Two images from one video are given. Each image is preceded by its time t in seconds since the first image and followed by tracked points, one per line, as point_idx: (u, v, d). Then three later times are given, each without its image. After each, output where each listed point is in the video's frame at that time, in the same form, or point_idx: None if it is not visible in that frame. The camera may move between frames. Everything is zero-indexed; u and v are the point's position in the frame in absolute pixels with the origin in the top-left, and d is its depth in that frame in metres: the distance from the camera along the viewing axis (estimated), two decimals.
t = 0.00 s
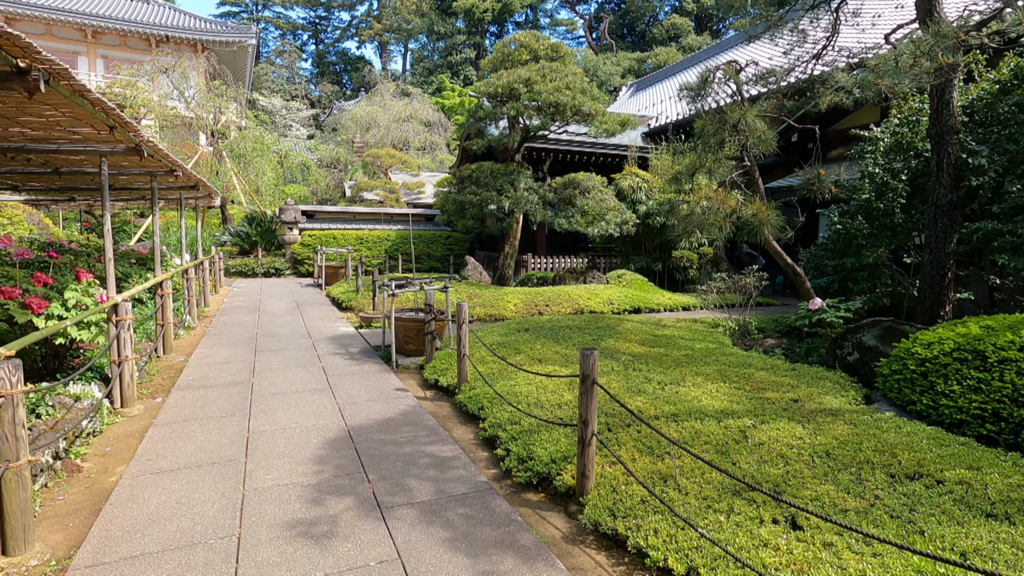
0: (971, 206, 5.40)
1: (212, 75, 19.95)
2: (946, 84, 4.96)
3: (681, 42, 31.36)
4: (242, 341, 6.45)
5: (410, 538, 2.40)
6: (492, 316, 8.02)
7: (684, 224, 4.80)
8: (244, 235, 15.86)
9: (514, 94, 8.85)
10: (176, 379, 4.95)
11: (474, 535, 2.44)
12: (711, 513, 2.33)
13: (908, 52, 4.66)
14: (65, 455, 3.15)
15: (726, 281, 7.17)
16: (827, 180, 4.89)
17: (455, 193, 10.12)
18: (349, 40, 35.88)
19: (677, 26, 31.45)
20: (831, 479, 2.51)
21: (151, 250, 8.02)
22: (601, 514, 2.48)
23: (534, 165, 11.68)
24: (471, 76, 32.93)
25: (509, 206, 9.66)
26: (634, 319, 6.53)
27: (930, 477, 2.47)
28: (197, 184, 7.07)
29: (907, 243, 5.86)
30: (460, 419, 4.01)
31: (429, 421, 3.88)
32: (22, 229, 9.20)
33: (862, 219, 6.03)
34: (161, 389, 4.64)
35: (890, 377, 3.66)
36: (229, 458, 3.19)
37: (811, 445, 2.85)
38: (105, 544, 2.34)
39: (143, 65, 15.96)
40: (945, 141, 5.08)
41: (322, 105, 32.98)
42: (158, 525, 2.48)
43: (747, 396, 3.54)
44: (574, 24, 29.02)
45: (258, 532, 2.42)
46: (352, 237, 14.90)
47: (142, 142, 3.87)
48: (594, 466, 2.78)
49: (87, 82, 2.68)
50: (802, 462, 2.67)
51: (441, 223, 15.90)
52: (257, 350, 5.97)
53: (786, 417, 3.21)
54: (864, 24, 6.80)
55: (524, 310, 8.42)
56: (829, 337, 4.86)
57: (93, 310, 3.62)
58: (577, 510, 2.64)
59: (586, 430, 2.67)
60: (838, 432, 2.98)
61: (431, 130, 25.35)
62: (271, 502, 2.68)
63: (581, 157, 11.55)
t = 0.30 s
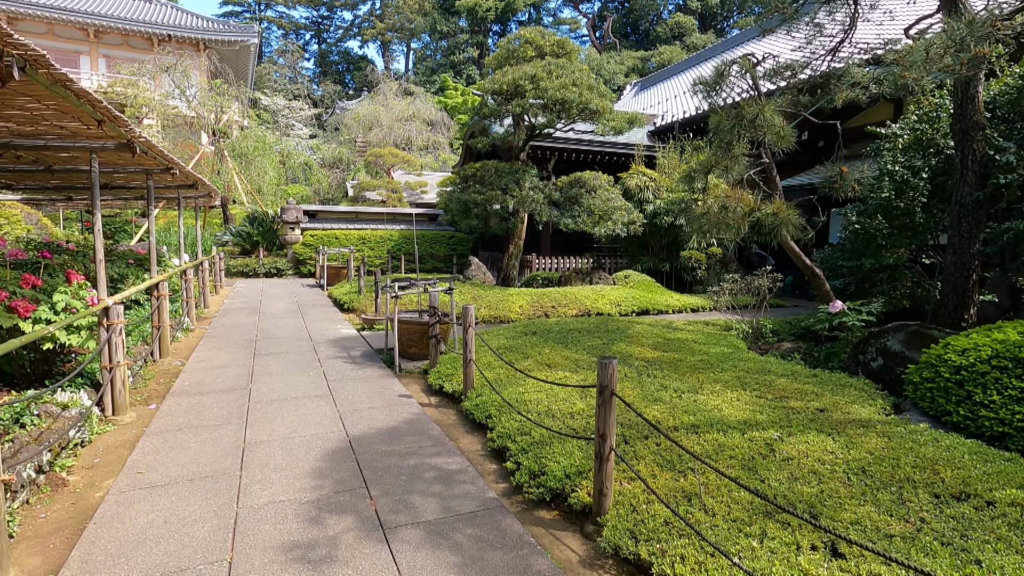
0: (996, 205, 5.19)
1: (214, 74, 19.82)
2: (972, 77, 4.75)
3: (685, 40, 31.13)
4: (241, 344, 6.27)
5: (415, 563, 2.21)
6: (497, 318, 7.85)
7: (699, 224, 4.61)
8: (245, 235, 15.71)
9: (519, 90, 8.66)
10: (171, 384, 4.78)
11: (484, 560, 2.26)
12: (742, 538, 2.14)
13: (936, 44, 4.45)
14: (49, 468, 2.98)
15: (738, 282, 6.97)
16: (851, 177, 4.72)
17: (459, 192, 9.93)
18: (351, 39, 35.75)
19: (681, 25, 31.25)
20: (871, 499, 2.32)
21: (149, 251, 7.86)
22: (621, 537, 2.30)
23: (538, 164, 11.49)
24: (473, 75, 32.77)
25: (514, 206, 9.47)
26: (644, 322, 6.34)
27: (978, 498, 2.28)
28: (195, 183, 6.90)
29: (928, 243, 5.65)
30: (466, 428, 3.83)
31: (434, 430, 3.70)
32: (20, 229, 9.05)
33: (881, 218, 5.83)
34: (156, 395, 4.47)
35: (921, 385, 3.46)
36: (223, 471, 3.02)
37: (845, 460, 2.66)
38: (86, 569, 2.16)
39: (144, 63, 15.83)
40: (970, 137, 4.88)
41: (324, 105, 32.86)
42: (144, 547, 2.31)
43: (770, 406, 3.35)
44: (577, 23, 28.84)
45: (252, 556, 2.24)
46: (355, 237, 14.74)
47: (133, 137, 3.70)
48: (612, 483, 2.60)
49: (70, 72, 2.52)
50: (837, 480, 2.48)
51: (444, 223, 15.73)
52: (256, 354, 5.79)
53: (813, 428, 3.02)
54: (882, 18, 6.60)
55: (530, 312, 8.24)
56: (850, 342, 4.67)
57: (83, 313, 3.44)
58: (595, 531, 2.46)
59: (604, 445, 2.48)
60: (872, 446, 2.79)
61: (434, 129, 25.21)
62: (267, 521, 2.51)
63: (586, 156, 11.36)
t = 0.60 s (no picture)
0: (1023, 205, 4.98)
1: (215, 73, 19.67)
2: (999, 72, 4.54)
3: (688, 39, 30.89)
4: (238, 349, 6.08)
5: None
6: (501, 322, 7.66)
7: (715, 225, 4.40)
8: (245, 235, 15.52)
9: (524, 88, 8.46)
10: (163, 392, 4.59)
11: None
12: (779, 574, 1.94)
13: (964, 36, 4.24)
14: (27, 487, 2.79)
15: (750, 285, 6.76)
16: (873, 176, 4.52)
17: (463, 192, 9.73)
18: (353, 39, 35.59)
19: (684, 23, 31.00)
20: (917, 529, 2.11)
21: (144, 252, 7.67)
22: (643, 569, 2.10)
23: (542, 163, 11.29)
24: (475, 75, 32.61)
25: (518, 206, 9.27)
26: (653, 326, 6.13)
27: None
28: (191, 183, 6.71)
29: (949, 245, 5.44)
30: (471, 441, 3.64)
31: (437, 444, 3.50)
32: (14, 230, 8.87)
33: (901, 219, 5.61)
34: (147, 404, 4.28)
35: (956, 398, 3.26)
36: (212, 490, 2.82)
37: (883, 483, 2.45)
38: None
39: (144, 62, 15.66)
40: (996, 135, 4.66)
41: (326, 104, 32.71)
42: None
43: (795, 421, 3.14)
44: (580, 22, 28.62)
45: None
46: (356, 237, 14.54)
47: (121, 134, 3.52)
48: (630, 508, 2.39)
49: (43, 61, 2.34)
50: (878, 507, 2.27)
51: (446, 223, 15.54)
52: (252, 360, 5.60)
53: (844, 446, 2.81)
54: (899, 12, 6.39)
55: (535, 315, 8.03)
56: (872, 349, 4.46)
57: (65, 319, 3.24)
58: (613, 562, 2.26)
59: (623, 467, 2.28)
60: (910, 466, 2.58)
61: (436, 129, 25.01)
62: (256, 550, 2.31)
63: (591, 155, 11.16)
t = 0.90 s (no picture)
0: None
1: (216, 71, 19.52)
2: None
3: (692, 38, 30.68)
4: (235, 351, 5.91)
5: None
6: (505, 323, 7.50)
7: (732, 224, 4.21)
8: (246, 234, 15.36)
9: (529, 84, 8.27)
10: (157, 397, 4.41)
11: None
12: None
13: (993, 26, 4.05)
14: (6, 502, 2.62)
15: (763, 286, 6.57)
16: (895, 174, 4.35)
17: (466, 191, 9.56)
18: (355, 38, 35.43)
19: (688, 22, 30.78)
20: (969, 555, 1.93)
21: (142, 252, 7.50)
22: None
23: (547, 162, 11.11)
24: (478, 74, 32.47)
25: (523, 205, 9.10)
26: (664, 328, 5.95)
27: None
28: (190, 181, 6.55)
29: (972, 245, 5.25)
30: (478, 450, 3.46)
31: (443, 454, 3.33)
32: (11, 229, 8.71)
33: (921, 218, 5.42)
34: (140, 410, 4.12)
35: (993, 408, 3.07)
36: (204, 506, 2.65)
37: (925, 502, 2.26)
38: None
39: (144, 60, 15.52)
40: None
41: (328, 104, 32.59)
42: None
43: (822, 432, 2.96)
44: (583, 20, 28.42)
45: None
46: (358, 237, 14.38)
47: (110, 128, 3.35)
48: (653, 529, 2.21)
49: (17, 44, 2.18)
50: (924, 530, 2.08)
51: (448, 222, 15.37)
52: (250, 363, 5.42)
53: (878, 460, 2.63)
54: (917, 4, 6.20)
55: (540, 316, 7.86)
56: (896, 353, 4.28)
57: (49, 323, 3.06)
58: None
59: (645, 485, 2.10)
60: (952, 483, 2.40)
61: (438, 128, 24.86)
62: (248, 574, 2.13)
63: (597, 153, 10.97)
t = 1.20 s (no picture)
0: None
1: (217, 71, 19.37)
2: None
3: (695, 38, 30.52)
4: (234, 356, 5.72)
5: None
6: (511, 326, 7.33)
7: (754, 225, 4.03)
8: (247, 235, 15.17)
9: (536, 81, 8.09)
10: (153, 405, 4.23)
11: None
12: None
13: None
14: None
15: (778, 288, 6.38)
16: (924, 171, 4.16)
17: (471, 191, 9.38)
18: (356, 39, 35.27)
19: (691, 22, 30.63)
20: None
21: (140, 252, 7.32)
22: None
23: (552, 162, 10.93)
24: (480, 74, 32.34)
25: (529, 205, 8.91)
26: (677, 332, 5.76)
27: None
28: (189, 180, 6.37)
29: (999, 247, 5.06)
30: (489, 463, 3.27)
31: (453, 467, 3.14)
32: (7, 230, 8.54)
33: (945, 218, 5.23)
34: (134, 419, 3.92)
35: None
36: (199, 527, 2.45)
37: (985, 527, 2.07)
38: None
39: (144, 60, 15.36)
40: None
41: (329, 104, 32.45)
42: None
43: (859, 445, 2.77)
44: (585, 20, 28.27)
45: None
46: (359, 238, 14.21)
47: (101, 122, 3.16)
48: (688, 556, 2.02)
49: None
50: (990, 560, 1.88)
51: (451, 223, 15.20)
52: (250, 368, 5.23)
53: (924, 477, 2.44)
54: None
55: (547, 319, 7.67)
56: (924, 359, 4.09)
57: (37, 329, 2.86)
58: None
59: (682, 510, 1.91)
60: (1011, 504, 2.20)
61: (440, 128, 24.70)
62: None
63: (603, 153, 10.78)
